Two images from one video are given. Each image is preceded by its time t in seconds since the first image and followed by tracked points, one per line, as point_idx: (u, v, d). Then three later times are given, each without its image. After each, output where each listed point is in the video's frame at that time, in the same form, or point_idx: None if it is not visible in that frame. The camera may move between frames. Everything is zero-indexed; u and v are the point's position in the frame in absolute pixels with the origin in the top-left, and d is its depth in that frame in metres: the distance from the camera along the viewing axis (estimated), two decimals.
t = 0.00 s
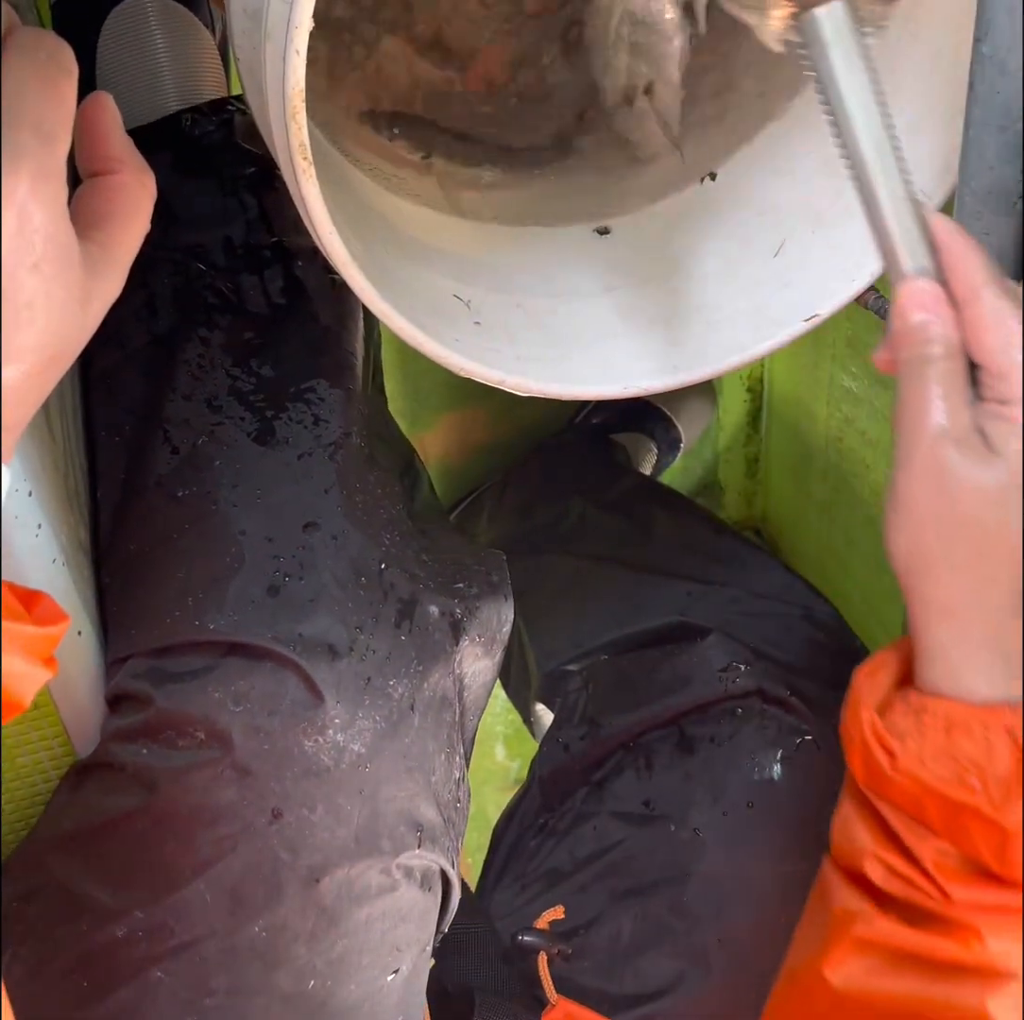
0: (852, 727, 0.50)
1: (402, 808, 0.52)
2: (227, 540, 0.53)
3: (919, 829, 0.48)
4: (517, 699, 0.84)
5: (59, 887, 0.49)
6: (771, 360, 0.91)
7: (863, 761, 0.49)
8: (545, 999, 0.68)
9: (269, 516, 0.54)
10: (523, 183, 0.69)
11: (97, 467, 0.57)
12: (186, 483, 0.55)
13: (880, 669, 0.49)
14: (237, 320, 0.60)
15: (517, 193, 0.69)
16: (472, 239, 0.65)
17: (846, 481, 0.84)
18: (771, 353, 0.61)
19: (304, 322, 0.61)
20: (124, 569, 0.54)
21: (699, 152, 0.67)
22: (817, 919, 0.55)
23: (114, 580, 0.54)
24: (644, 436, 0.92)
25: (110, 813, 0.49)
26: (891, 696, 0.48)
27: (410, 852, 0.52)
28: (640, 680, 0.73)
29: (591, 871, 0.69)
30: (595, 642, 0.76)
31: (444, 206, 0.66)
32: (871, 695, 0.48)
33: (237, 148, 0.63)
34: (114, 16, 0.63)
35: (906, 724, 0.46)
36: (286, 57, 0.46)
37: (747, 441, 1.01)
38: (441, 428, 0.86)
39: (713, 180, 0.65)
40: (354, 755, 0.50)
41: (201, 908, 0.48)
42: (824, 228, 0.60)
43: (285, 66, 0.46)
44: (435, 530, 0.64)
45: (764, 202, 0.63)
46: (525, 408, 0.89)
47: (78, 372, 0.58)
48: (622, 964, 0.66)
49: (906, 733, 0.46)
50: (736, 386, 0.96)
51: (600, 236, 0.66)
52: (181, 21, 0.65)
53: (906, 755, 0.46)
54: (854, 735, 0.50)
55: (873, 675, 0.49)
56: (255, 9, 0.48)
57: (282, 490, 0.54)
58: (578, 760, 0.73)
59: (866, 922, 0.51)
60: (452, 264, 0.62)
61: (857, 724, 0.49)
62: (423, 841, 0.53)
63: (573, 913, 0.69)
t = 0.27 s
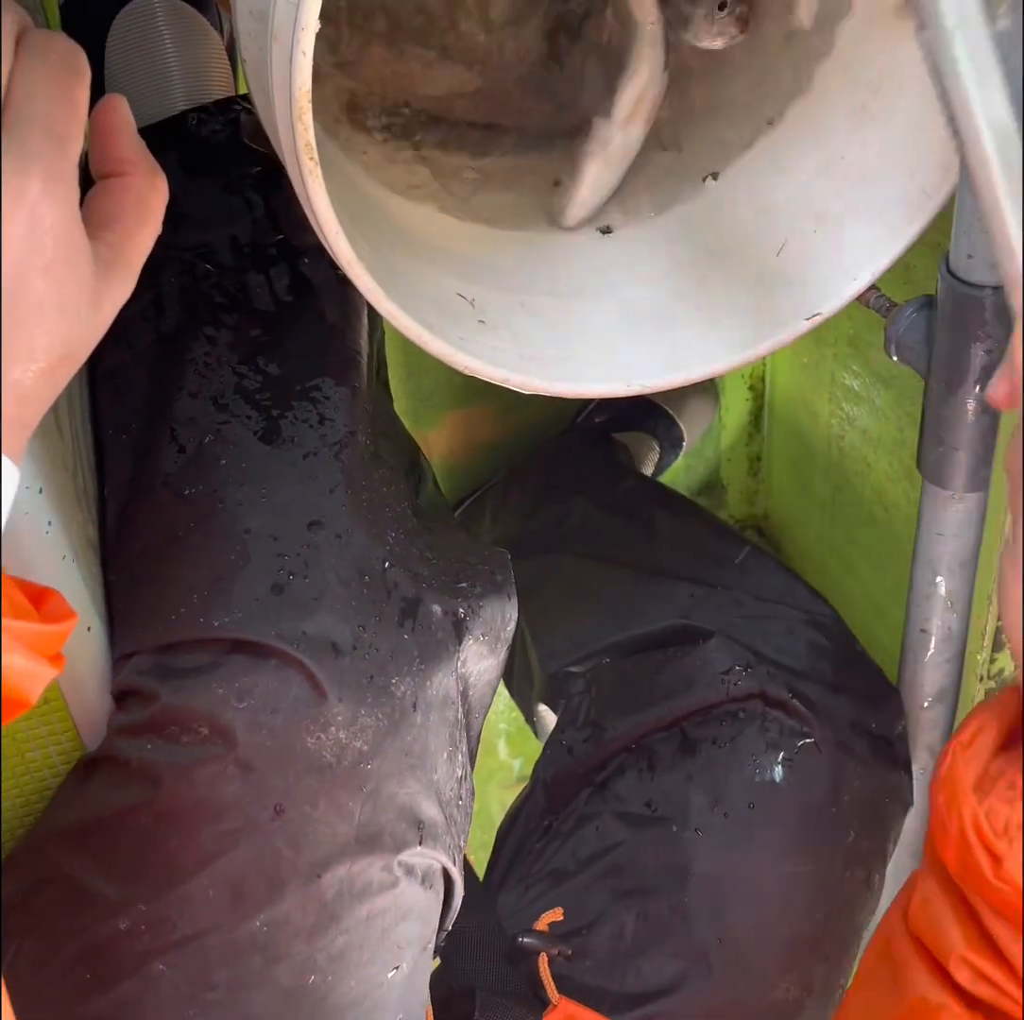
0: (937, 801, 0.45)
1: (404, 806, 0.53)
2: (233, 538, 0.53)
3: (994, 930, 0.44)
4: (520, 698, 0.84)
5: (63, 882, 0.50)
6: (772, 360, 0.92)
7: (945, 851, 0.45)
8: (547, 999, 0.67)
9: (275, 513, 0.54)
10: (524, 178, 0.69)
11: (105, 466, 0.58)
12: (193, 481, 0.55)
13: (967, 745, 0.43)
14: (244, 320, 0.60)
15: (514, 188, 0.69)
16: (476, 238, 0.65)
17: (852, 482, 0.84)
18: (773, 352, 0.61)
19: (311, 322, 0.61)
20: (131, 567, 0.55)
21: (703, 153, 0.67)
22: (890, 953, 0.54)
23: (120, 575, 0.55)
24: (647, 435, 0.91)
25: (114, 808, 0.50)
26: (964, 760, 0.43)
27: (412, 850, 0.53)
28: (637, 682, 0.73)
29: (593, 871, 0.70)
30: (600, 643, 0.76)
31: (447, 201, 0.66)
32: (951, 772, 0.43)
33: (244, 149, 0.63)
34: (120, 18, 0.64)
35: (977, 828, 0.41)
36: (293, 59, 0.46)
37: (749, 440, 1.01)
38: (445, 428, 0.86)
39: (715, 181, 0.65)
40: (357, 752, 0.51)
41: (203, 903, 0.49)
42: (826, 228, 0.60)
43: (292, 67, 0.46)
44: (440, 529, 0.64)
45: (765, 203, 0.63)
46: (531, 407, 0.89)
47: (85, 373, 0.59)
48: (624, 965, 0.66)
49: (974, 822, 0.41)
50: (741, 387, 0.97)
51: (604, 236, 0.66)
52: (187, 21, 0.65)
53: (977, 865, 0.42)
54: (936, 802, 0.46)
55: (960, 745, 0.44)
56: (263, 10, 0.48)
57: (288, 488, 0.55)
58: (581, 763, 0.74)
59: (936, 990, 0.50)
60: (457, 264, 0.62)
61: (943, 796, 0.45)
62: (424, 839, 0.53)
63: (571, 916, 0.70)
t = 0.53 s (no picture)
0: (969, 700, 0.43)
1: (403, 806, 0.53)
2: (233, 540, 0.53)
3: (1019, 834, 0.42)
4: (520, 698, 0.84)
5: (63, 881, 0.50)
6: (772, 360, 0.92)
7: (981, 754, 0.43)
8: (542, 996, 0.68)
9: (275, 514, 0.54)
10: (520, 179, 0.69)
11: (106, 468, 0.58)
12: (194, 482, 0.55)
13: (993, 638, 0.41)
14: (245, 321, 0.60)
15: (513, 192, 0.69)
16: (474, 240, 0.65)
17: (853, 482, 0.84)
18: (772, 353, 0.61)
19: (311, 323, 0.61)
20: (131, 568, 0.55)
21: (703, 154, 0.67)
22: (930, 858, 0.50)
23: (121, 577, 0.55)
24: (647, 435, 0.91)
25: (115, 808, 0.50)
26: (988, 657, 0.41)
27: (411, 850, 0.53)
28: (637, 682, 0.74)
29: (593, 870, 0.70)
30: (600, 643, 0.76)
31: (447, 208, 0.67)
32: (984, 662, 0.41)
33: (245, 150, 0.63)
34: (122, 24, 0.64)
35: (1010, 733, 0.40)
36: (295, 62, 0.46)
37: (749, 440, 1.01)
38: (444, 428, 0.86)
39: (714, 182, 0.65)
40: (356, 753, 0.51)
41: (203, 902, 0.49)
42: (826, 229, 0.60)
43: (293, 70, 0.47)
44: (440, 530, 0.65)
45: (765, 203, 0.63)
46: (530, 407, 0.90)
47: (87, 378, 0.59)
48: (623, 963, 0.67)
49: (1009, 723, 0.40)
50: (741, 386, 0.96)
51: (604, 236, 0.66)
52: (190, 26, 0.66)
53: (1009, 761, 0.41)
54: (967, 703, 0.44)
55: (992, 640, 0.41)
56: (263, 13, 0.49)
57: (288, 488, 0.55)
58: (581, 763, 0.74)
59: (969, 913, 0.47)
60: (457, 265, 0.62)
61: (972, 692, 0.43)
62: (423, 838, 0.54)
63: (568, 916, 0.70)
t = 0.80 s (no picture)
0: (847, 466, 0.38)
1: (405, 808, 0.53)
2: (234, 542, 0.53)
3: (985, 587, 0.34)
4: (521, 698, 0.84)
5: (65, 883, 0.50)
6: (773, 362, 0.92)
7: (902, 466, 0.35)
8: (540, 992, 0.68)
9: (276, 516, 0.54)
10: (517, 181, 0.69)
11: (107, 471, 0.58)
12: (195, 484, 0.55)
13: (935, 369, 0.34)
14: (245, 324, 0.60)
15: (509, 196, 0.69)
16: (473, 241, 0.65)
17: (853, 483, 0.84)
18: (772, 354, 0.61)
19: (312, 325, 0.61)
20: (133, 571, 0.55)
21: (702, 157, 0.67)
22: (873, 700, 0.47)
23: (123, 579, 0.55)
24: (648, 436, 0.93)
25: (118, 810, 0.50)
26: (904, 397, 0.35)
27: (413, 851, 0.53)
28: (639, 677, 0.74)
29: (590, 868, 0.70)
30: (597, 642, 0.75)
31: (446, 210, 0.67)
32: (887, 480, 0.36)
33: (246, 154, 0.64)
34: (122, 26, 0.64)
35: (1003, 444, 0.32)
36: (296, 66, 0.47)
37: (750, 441, 1.01)
38: (446, 428, 0.85)
39: (715, 184, 0.66)
40: (359, 754, 0.51)
41: (205, 903, 0.49)
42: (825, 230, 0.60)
43: (294, 74, 0.47)
44: (441, 531, 0.65)
45: (765, 205, 0.63)
46: (531, 408, 0.90)
47: (88, 382, 0.59)
48: (621, 962, 0.67)
49: (931, 432, 0.33)
50: (743, 386, 0.96)
51: (605, 237, 0.66)
52: (189, 28, 0.66)
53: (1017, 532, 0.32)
54: (840, 428, 0.38)
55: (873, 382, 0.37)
56: (265, 17, 0.49)
57: (289, 490, 0.55)
58: (580, 763, 0.74)
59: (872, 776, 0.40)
60: (458, 268, 0.63)
61: (848, 424, 0.37)
62: (425, 838, 0.54)
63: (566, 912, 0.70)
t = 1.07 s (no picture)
0: (846, 546, 0.38)
1: (415, 807, 0.53)
2: (242, 542, 0.54)
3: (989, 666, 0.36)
4: (526, 697, 0.85)
5: (76, 884, 0.50)
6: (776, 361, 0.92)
7: (911, 561, 0.36)
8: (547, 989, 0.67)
9: (284, 516, 0.54)
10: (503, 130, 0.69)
11: (113, 473, 0.58)
12: (201, 485, 0.55)
13: (922, 478, 0.36)
14: (250, 324, 0.60)
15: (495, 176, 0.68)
16: (477, 239, 0.65)
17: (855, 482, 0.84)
18: (776, 354, 0.62)
19: (317, 326, 0.61)
20: (140, 573, 0.55)
21: (706, 156, 0.67)
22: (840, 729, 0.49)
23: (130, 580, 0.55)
24: (653, 438, 0.93)
25: (128, 811, 0.50)
26: (895, 498, 0.37)
27: (423, 850, 0.53)
28: (648, 674, 0.74)
29: (596, 867, 0.69)
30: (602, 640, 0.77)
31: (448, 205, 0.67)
32: (896, 557, 0.36)
33: (250, 155, 0.64)
34: (121, 26, 0.64)
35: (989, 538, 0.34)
36: (301, 69, 0.47)
37: (753, 440, 1.01)
38: (449, 429, 0.86)
39: (720, 183, 0.66)
40: (369, 754, 0.51)
41: (216, 904, 0.49)
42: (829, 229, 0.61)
43: (299, 75, 0.47)
44: (446, 531, 0.65)
45: (768, 206, 0.64)
46: (533, 408, 0.90)
47: (95, 384, 0.59)
48: (627, 962, 0.66)
49: (941, 547, 0.35)
50: (744, 386, 0.96)
51: (610, 238, 0.66)
52: (187, 27, 0.66)
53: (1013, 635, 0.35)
54: (832, 531, 0.39)
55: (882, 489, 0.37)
56: (271, 18, 0.49)
57: (296, 491, 0.55)
58: (586, 761, 0.74)
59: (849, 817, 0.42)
60: (462, 268, 0.63)
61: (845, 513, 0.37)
62: (435, 838, 0.54)
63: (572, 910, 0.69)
